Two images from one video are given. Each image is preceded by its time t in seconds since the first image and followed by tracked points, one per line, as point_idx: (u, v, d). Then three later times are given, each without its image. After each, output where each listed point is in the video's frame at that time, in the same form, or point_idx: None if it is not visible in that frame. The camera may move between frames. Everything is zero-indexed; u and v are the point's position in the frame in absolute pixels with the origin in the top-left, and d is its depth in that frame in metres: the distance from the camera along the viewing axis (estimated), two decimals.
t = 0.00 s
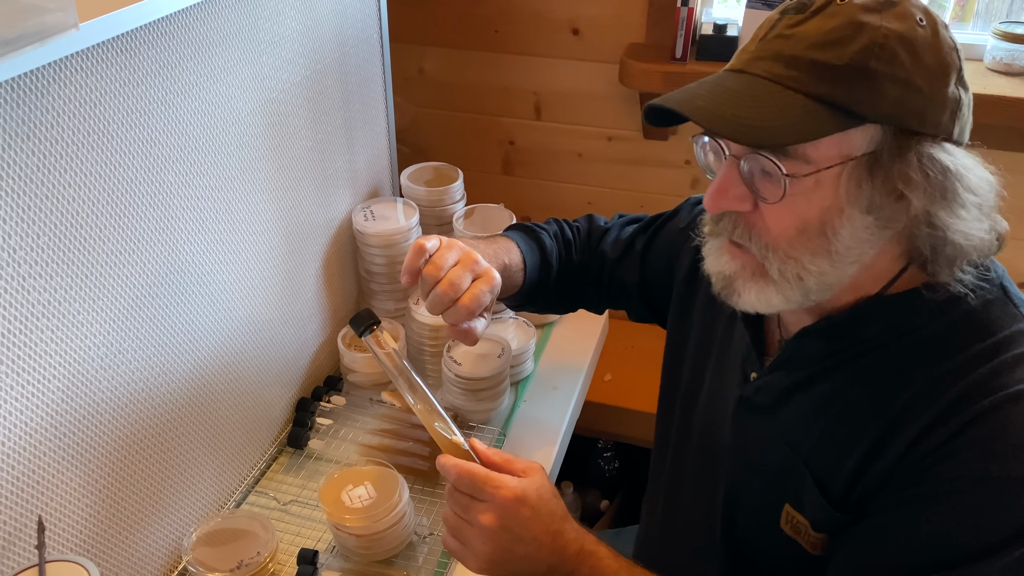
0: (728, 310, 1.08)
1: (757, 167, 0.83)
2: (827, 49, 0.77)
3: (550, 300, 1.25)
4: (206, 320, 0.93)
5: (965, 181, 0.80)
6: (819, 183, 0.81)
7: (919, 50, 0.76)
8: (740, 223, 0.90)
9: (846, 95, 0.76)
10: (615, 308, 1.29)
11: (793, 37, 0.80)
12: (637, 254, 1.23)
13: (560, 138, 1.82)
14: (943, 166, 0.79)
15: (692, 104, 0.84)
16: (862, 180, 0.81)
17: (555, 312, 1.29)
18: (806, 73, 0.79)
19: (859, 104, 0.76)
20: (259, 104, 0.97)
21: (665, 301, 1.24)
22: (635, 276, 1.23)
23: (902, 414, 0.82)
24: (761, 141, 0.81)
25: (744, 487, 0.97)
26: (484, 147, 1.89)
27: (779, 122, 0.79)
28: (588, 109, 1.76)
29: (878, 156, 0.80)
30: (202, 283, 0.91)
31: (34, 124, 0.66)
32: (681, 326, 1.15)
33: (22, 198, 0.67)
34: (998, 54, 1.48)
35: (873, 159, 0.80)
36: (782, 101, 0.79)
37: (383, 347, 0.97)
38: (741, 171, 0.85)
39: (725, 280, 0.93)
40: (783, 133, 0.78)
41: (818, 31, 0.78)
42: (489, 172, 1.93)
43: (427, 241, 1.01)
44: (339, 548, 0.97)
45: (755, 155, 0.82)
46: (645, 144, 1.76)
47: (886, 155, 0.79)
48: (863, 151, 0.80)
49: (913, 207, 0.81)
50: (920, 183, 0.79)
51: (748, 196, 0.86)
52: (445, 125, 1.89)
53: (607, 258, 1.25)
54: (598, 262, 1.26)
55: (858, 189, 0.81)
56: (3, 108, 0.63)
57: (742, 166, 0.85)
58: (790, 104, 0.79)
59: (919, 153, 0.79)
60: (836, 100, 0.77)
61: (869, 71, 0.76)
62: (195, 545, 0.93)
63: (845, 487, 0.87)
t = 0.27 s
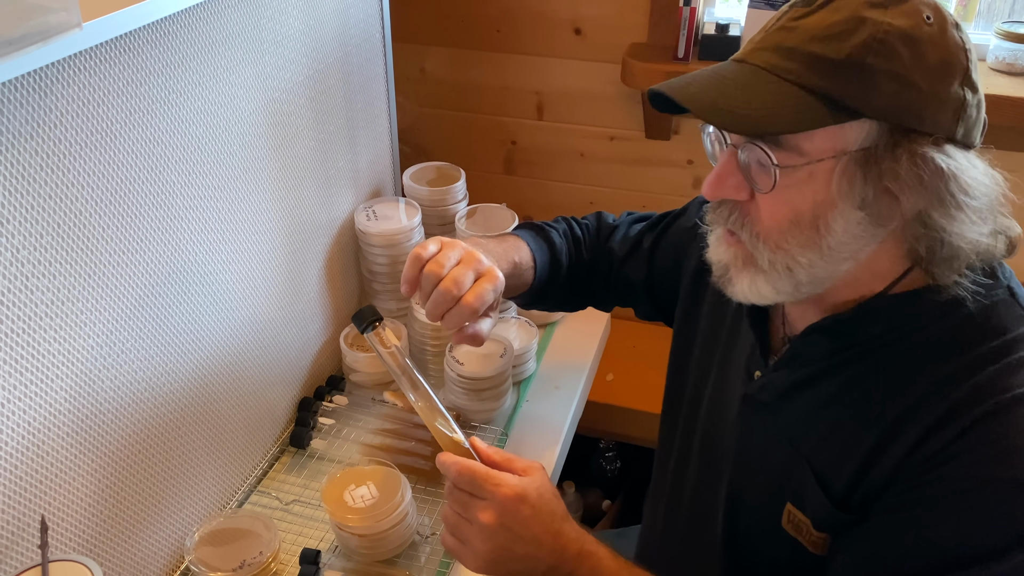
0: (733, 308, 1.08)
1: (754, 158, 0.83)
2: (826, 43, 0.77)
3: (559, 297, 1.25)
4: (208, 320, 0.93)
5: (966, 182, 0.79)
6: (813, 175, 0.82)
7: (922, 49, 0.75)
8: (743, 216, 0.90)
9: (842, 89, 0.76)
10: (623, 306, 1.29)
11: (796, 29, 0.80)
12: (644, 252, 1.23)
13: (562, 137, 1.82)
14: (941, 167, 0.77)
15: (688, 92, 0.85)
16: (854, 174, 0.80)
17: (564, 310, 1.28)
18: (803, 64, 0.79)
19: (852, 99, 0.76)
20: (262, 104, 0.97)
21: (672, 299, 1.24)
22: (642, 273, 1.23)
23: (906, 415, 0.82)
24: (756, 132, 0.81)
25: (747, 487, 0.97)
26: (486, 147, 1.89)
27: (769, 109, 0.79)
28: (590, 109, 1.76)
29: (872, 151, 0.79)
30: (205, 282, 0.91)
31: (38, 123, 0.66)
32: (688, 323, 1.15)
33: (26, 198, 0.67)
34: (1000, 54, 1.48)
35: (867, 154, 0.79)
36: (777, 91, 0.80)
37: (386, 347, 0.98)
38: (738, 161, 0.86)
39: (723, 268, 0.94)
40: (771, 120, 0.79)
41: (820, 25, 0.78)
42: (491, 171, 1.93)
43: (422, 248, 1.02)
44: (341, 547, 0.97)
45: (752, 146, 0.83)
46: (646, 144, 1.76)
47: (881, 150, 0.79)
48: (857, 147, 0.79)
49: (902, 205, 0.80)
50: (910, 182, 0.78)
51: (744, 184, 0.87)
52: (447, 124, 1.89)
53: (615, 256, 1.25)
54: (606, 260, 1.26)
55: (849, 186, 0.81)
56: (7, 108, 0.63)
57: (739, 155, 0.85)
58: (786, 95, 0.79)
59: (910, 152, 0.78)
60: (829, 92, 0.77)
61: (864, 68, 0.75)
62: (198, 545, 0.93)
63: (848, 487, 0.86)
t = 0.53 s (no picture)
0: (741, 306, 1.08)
1: (751, 147, 0.84)
2: (820, 32, 0.78)
3: (571, 291, 1.24)
4: (209, 322, 0.92)
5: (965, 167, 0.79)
6: (812, 164, 0.82)
7: (915, 36, 0.75)
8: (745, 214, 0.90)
9: (838, 75, 0.76)
10: (634, 303, 1.28)
11: (792, 21, 0.81)
12: (655, 247, 1.23)
13: (563, 138, 1.82)
14: (938, 149, 0.77)
15: (686, 82, 0.85)
16: (852, 163, 0.80)
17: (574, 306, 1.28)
18: (799, 53, 0.79)
19: (846, 85, 0.76)
20: (263, 104, 0.97)
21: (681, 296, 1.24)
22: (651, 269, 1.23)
23: (915, 420, 0.82)
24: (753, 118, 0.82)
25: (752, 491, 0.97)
26: (487, 148, 1.89)
27: (768, 95, 0.79)
28: (591, 109, 1.76)
29: (870, 139, 0.79)
30: (206, 283, 0.91)
31: (39, 125, 0.66)
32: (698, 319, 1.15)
33: (27, 200, 0.67)
34: (1002, 55, 1.48)
35: (864, 142, 0.79)
36: (774, 78, 0.80)
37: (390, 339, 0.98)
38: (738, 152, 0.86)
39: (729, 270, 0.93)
40: (770, 105, 0.79)
41: (816, 16, 0.79)
42: (493, 173, 1.92)
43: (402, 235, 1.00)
44: (343, 549, 0.97)
45: (749, 135, 0.83)
46: (648, 145, 1.76)
47: (878, 137, 0.79)
48: (855, 135, 0.79)
49: (902, 193, 0.80)
50: (908, 168, 0.78)
51: (743, 177, 0.87)
52: (448, 125, 1.89)
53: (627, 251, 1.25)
54: (620, 255, 1.26)
55: (848, 173, 0.81)
56: (8, 109, 0.63)
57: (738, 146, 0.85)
58: (782, 82, 0.79)
59: (908, 138, 0.77)
60: (825, 79, 0.77)
61: (859, 52, 0.76)
62: (199, 546, 0.93)
63: (855, 491, 0.86)
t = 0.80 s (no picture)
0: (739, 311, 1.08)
1: (754, 155, 0.84)
2: (819, 39, 0.79)
3: (565, 300, 1.26)
4: (210, 326, 0.93)
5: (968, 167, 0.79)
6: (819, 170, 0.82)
7: (912, 39, 0.76)
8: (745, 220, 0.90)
9: (840, 79, 0.77)
10: (632, 309, 1.29)
11: (789, 29, 0.82)
12: (649, 253, 1.23)
13: (563, 141, 1.82)
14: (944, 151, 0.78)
15: (689, 91, 0.86)
16: (857, 166, 0.80)
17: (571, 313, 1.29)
18: (800, 60, 0.80)
19: (848, 89, 0.77)
20: (263, 109, 0.97)
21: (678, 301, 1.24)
22: (646, 274, 1.23)
23: (916, 423, 0.82)
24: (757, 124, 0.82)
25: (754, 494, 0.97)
26: (488, 150, 1.90)
27: (773, 102, 0.79)
28: (591, 112, 1.76)
29: (874, 143, 0.79)
30: (207, 287, 0.91)
31: (41, 130, 0.67)
32: (694, 325, 1.15)
33: (29, 205, 0.67)
34: (1000, 58, 1.48)
35: (867, 146, 0.80)
36: (776, 85, 0.80)
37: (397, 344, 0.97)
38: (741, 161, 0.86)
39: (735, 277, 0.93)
40: (776, 111, 0.79)
41: (814, 22, 0.79)
42: (493, 176, 1.93)
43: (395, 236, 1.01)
44: (343, 552, 0.97)
45: (752, 143, 0.83)
46: (647, 148, 1.77)
47: (881, 140, 0.79)
48: (858, 138, 0.79)
49: (908, 194, 0.80)
50: (912, 169, 0.78)
51: (747, 185, 0.87)
52: (448, 128, 1.89)
53: (620, 257, 1.26)
54: (614, 261, 1.26)
55: (853, 176, 0.81)
56: (9, 115, 0.64)
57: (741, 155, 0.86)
58: (782, 88, 0.79)
59: (910, 138, 0.78)
60: (827, 83, 0.77)
61: (859, 57, 0.76)
62: (200, 549, 0.93)
63: (856, 494, 0.87)
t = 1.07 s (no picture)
0: (736, 315, 1.08)
1: (774, 161, 0.83)
2: (836, 41, 0.79)
3: (565, 304, 1.26)
4: (209, 328, 0.93)
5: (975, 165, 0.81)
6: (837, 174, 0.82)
7: (926, 41, 0.77)
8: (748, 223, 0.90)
9: (862, 84, 0.77)
10: (631, 314, 1.29)
11: (801, 32, 0.82)
12: (648, 258, 1.24)
13: (562, 143, 1.83)
14: (956, 151, 0.79)
15: (707, 96, 0.85)
16: (878, 170, 0.81)
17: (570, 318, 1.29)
18: (819, 63, 0.80)
19: (873, 93, 0.77)
20: (264, 112, 0.97)
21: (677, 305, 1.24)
22: (645, 279, 1.23)
23: (911, 421, 0.82)
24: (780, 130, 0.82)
25: (751, 494, 0.98)
26: (487, 152, 1.90)
27: (797, 107, 0.79)
28: (590, 114, 1.77)
29: (892, 145, 0.80)
30: (207, 289, 0.92)
31: (42, 133, 0.67)
32: (692, 330, 1.15)
33: (30, 208, 0.67)
34: (998, 60, 1.48)
35: (887, 149, 0.80)
36: (799, 90, 0.80)
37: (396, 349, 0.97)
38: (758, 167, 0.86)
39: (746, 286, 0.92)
40: (801, 117, 0.79)
41: (828, 25, 0.79)
42: (493, 177, 1.93)
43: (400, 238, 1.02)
44: (343, 553, 0.97)
45: (774, 149, 0.83)
46: (647, 149, 1.77)
47: (900, 143, 0.80)
48: (878, 141, 0.80)
49: (926, 195, 0.81)
50: (931, 168, 0.79)
51: (765, 192, 0.86)
52: (448, 130, 1.90)
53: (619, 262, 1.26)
54: (613, 266, 1.27)
55: (875, 179, 0.81)
56: (10, 118, 0.64)
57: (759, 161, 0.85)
58: (806, 92, 0.80)
59: (933, 139, 0.79)
60: (850, 88, 0.78)
61: (879, 60, 0.77)
62: (200, 551, 0.93)
63: (852, 493, 0.87)
